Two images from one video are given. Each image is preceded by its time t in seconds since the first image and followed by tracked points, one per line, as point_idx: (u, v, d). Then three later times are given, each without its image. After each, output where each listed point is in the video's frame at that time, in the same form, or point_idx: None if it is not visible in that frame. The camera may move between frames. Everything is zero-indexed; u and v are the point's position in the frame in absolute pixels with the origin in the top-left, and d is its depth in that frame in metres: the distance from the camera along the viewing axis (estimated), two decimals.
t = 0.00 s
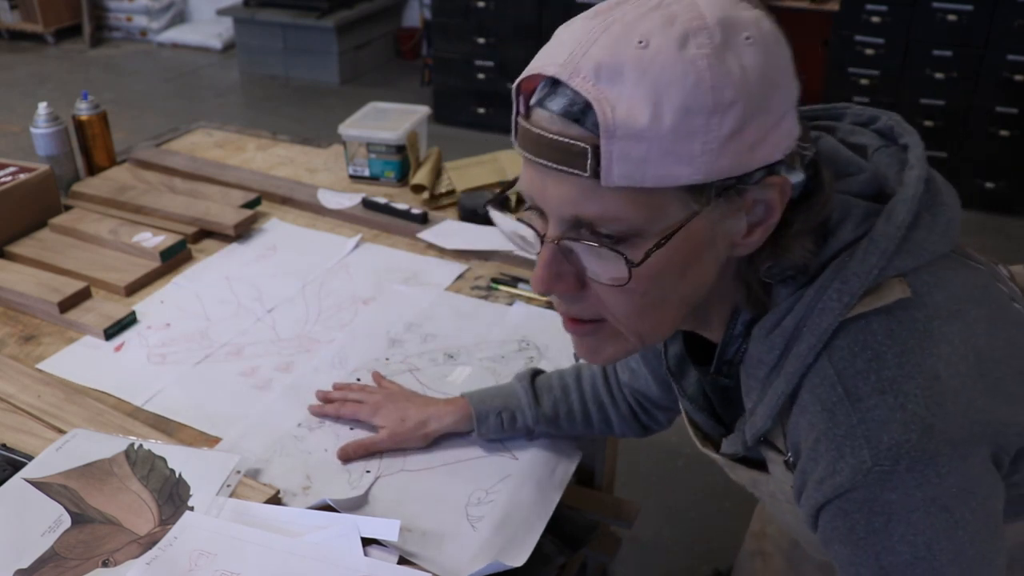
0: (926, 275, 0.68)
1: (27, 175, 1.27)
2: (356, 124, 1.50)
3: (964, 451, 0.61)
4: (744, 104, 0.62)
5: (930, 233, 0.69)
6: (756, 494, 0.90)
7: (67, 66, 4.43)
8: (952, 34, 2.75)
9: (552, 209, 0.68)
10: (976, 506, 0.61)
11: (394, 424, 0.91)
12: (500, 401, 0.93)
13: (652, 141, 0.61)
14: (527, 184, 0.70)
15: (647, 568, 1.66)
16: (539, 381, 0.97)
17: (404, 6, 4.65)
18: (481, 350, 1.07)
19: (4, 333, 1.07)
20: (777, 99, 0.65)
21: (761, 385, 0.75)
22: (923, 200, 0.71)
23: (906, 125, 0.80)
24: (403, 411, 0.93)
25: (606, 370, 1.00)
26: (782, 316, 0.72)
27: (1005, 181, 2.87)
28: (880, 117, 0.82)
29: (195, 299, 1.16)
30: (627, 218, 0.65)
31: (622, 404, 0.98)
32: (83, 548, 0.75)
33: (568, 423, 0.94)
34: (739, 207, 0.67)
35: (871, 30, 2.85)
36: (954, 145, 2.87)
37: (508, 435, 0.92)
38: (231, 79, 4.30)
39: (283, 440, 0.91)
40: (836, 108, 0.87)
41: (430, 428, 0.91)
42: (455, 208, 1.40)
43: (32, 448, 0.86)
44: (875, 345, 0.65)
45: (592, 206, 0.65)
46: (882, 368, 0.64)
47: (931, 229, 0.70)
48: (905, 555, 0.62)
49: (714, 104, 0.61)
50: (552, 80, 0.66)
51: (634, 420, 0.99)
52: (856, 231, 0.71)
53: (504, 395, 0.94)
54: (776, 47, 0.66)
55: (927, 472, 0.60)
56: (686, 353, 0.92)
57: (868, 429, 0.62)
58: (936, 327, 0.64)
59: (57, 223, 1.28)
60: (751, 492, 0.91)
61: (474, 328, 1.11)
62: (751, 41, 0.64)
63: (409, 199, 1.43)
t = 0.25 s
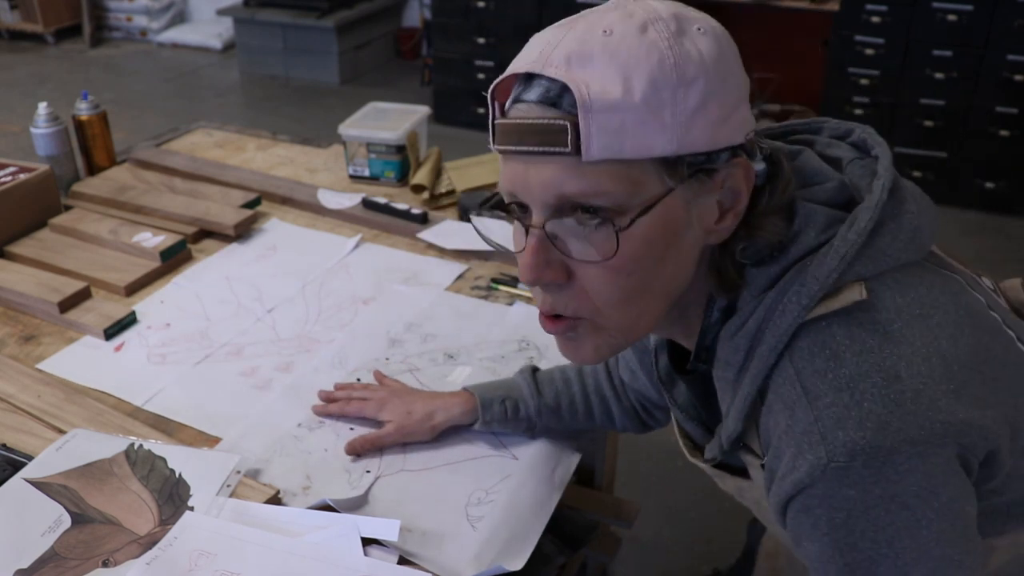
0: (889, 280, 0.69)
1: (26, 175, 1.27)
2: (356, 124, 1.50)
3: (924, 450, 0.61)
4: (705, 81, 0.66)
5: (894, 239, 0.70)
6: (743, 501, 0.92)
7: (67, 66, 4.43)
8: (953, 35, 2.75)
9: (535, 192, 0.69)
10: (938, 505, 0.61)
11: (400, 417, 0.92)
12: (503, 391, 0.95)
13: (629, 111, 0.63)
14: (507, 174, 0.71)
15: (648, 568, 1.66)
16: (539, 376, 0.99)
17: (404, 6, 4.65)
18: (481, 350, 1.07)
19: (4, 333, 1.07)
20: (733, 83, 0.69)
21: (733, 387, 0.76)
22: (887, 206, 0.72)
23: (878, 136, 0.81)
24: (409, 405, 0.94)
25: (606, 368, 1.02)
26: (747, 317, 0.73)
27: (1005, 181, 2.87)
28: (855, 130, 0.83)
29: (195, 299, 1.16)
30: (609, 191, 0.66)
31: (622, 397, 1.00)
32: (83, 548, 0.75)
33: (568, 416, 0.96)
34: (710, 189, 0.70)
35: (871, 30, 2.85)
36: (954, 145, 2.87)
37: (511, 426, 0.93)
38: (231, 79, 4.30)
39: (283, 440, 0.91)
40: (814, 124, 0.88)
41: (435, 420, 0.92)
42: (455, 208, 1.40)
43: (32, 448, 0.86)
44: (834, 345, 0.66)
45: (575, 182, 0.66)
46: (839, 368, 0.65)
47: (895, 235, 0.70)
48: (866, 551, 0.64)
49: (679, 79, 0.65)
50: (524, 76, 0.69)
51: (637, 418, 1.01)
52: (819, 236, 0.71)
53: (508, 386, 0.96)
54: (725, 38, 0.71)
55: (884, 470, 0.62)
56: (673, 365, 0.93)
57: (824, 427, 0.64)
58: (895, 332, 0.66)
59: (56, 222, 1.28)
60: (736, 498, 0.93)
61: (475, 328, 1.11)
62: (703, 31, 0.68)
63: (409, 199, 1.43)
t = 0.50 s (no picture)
0: (887, 264, 0.71)
1: (27, 175, 1.27)
2: (356, 124, 1.50)
3: (921, 428, 0.62)
4: (731, 66, 0.67)
5: (895, 223, 0.72)
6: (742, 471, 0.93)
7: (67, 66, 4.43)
8: (953, 35, 2.75)
9: (558, 169, 0.70)
10: (934, 481, 0.63)
11: (398, 417, 0.92)
12: (501, 390, 0.96)
13: (657, 93, 0.65)
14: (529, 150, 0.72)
15: (647, 568, 1.66)
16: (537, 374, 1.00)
17: (404, 6, 4.65)
18: (480, 350, 1.07)
19: (4, 333, 1.07)
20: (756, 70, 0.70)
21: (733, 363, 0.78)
22: (889, 190, 0.73)
23: (881, 121, 0.82)
24: (407, 405, 0.94)
25: (603, 363, 1.03)
26: (750, 296, 0.76)
27: (1005, 181, 2.87)
28: (860, 114, 0.85)
29: (195, 300, 1.16)
30: (633, 171, 0.67)
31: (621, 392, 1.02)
32: (83, 548, 0.75)
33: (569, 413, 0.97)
34: (728, 171, 0.71)
35: (871, 30, 2.85)
36: (954, 145, 2.87)
37: (510, 424, 0.93)
38: (231, 78, 4.30)
39: (283, 440, 0.91)
40: (819, 107, 0.90)
41: (432, 422, 0.92)
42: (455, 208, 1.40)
43: (32, 449, 0.86)
44: (832, 324, 0.68)
45: (601, 161, 0.67)
46: (836, 347, 0.66)
47: (895, 220, 0.72)
48: (864, 527, 0.64)
49: (706, 64, 0.66)
50: (554, 53, 0.70)
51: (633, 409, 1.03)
52: (822, 219, 0.73)
53: (505, 385, 0.97)
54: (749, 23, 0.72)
55: (880, 446, 0.62)
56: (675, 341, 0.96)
57: (822, 404, 0.65)
58: (893, 312, 0.67)
59: (57, 223, 1.28)
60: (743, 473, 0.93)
61: (474, 329, 1.11)
62: (729, 16, 0.69)
63: (409, 199, 1.43)
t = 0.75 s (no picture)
0: (905, 222, 0.72)
1: (27, 175, 1.27)
2: (356, 124, 1.50)
3: (949, 350, 0.63)
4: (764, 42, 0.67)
5: (914, 187, 0.73)
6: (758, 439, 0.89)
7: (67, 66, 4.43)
8: (953, 35, 2.75)
9: (586, 126, 0.70)
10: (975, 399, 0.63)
11: (395, 412, 0.93)
12: (499, 386, 0.96)
13: (690, 62, 0.65)
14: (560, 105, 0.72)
15: (647, 568, 1.66)
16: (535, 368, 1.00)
17: (404, 6, 4.65)
18: (480, 349, 1.07)
19: (3, 333, 1.07)
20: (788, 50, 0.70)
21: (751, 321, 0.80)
22: (908, 157, 0.75)
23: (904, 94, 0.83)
24: (404, 399, 0.95)
25: (602, 352, 1.04)
26: (769, 252, 0.77)
27: (1005, 181, 2.87)
28: (883, 87, 0.86)
29: (195, 300, 1.16)
30: (658, 136, 0.68)
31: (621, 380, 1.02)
32: (83, 548, 0.75)
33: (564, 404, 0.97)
34: (753, 146, 0.72)
35: (871, 30, 2.85)
36: (954, 145, 2.87)
37: (508, 420, 0.94)
38: (231, 79, 4.30)
39: (283, 440, 0.91)
40: (843, 79, 0.91)
41: (429, 416, 0.93)
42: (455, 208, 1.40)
43: (32, 449, 0.86)
44: (851, 269, 0.70)
45: (627, 123, 0.68)
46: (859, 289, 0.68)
47: (913, 184, 0.74)
48: (918, 460, 0.64)
49: (740, 38, 0.66)
50: (592, 16, 0.70)
51: (631, 394, 1.04)
52: (841, 182, 0.74)
53: (505, 379, 0.98)
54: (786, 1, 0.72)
55: (914, 376, 0.63)
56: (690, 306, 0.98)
57: (851, 342, 0.67)
58: (912, 260, 0.69)
59: (57, 223, 1.28)
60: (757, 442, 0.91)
61: (475, 328, 1.11)
62: None
63: (409, 199, 1.43)
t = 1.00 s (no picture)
0: (908, 230, 0.72)
1: (27, 175, 1.27)
2: (356, 124, 1.50)
3: (948, 368, 0.63)
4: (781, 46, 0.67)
5: (917, 193, 0.73)
6: (759, 447, 0.92)
7: (66, 66, 4.43)
8: (953, 35, 2.75)
9: (596, 126, 0.70)
10: (968, 418, 0.63)
11: (369, 433, 0.89)
12: (473, 410, 0.93)
13: (703, 64, 0.64)
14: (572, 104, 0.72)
15: (647, 568, 1.66)
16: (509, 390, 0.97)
17: (404, 6, 4.65)
18: (480, 349, 1.07)
19: (3, 333, 1.07)
20: (807, 57, 0.70)
21: (755, 329, 0.78)
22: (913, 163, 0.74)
23: (907, 100, 0.81)
24: (378, 420, 0.91)
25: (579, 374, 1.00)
26: (773, 258, 0.75)
27: (1005, 181, 2.87)
28: (884, 93, 0.84)
29: (195, 300, 1.16)
30: (667, 139, 0.67)
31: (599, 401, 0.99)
32: (83, 548, 0.75)
33: (543, 427, 0.93)
34: (765, 153, 0.71)
35: (871, 30, 2.85)
36: (954, 145, 2.87)
37: (484, 443, 0.90)
38: (231, 78, 4.30)
39: (283, 440, 0.91)
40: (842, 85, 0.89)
41: (404, 439, 0.89)
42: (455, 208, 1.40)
43: (32, 449, 0.86)
44: (855, 275, 0.69)
45: (637, 124, 0.67)
46: (862, 295, 0.68)
47: (916, 191, 0.73)
48: (898, 471, 0.65)
49: (755, 42, 0.65)
50: (608, 15, 0.70)
51: (610, 416, 1.00)
52: (848, 187, 0.74)
53: (479, 404, 0.94)
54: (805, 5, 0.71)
55: (908, 392, 0.63)
56: (693, 321, 0.94)
57: (851, 350, 0.66)
58: (916, 268, 0.68)
59: (57, 223, 1.28)
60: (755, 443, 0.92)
61: (474, 329, 1.10)
62: None
63: (409, 199, 1.43)
